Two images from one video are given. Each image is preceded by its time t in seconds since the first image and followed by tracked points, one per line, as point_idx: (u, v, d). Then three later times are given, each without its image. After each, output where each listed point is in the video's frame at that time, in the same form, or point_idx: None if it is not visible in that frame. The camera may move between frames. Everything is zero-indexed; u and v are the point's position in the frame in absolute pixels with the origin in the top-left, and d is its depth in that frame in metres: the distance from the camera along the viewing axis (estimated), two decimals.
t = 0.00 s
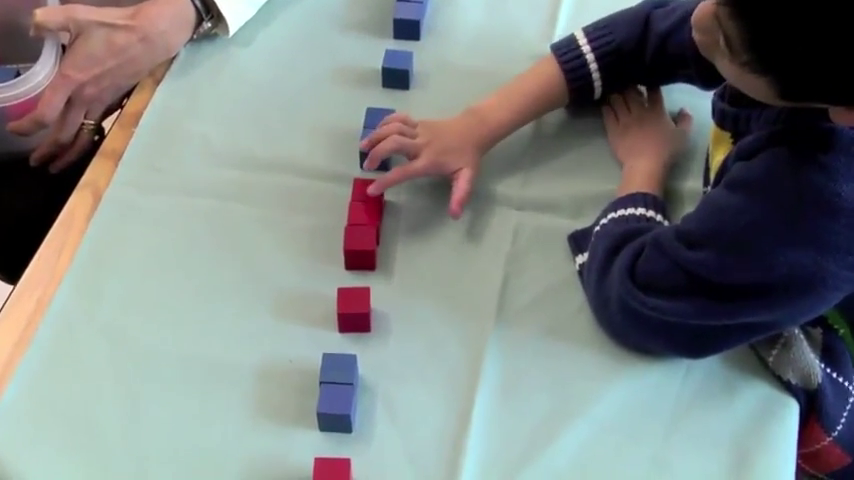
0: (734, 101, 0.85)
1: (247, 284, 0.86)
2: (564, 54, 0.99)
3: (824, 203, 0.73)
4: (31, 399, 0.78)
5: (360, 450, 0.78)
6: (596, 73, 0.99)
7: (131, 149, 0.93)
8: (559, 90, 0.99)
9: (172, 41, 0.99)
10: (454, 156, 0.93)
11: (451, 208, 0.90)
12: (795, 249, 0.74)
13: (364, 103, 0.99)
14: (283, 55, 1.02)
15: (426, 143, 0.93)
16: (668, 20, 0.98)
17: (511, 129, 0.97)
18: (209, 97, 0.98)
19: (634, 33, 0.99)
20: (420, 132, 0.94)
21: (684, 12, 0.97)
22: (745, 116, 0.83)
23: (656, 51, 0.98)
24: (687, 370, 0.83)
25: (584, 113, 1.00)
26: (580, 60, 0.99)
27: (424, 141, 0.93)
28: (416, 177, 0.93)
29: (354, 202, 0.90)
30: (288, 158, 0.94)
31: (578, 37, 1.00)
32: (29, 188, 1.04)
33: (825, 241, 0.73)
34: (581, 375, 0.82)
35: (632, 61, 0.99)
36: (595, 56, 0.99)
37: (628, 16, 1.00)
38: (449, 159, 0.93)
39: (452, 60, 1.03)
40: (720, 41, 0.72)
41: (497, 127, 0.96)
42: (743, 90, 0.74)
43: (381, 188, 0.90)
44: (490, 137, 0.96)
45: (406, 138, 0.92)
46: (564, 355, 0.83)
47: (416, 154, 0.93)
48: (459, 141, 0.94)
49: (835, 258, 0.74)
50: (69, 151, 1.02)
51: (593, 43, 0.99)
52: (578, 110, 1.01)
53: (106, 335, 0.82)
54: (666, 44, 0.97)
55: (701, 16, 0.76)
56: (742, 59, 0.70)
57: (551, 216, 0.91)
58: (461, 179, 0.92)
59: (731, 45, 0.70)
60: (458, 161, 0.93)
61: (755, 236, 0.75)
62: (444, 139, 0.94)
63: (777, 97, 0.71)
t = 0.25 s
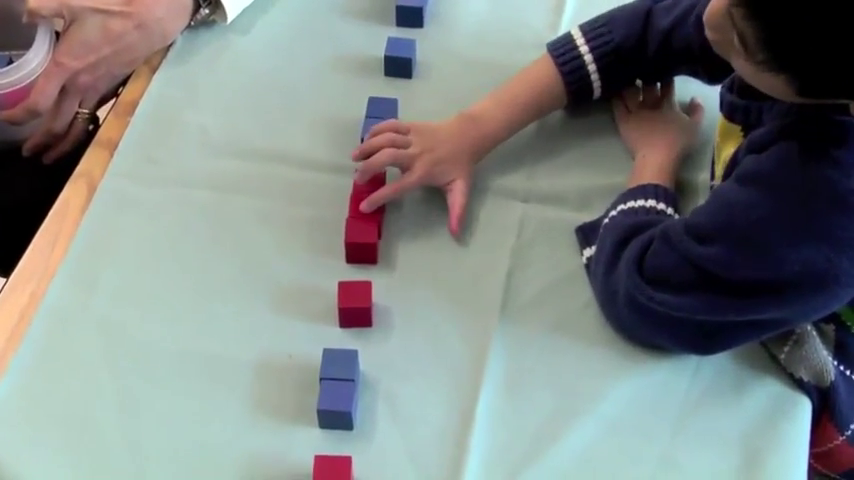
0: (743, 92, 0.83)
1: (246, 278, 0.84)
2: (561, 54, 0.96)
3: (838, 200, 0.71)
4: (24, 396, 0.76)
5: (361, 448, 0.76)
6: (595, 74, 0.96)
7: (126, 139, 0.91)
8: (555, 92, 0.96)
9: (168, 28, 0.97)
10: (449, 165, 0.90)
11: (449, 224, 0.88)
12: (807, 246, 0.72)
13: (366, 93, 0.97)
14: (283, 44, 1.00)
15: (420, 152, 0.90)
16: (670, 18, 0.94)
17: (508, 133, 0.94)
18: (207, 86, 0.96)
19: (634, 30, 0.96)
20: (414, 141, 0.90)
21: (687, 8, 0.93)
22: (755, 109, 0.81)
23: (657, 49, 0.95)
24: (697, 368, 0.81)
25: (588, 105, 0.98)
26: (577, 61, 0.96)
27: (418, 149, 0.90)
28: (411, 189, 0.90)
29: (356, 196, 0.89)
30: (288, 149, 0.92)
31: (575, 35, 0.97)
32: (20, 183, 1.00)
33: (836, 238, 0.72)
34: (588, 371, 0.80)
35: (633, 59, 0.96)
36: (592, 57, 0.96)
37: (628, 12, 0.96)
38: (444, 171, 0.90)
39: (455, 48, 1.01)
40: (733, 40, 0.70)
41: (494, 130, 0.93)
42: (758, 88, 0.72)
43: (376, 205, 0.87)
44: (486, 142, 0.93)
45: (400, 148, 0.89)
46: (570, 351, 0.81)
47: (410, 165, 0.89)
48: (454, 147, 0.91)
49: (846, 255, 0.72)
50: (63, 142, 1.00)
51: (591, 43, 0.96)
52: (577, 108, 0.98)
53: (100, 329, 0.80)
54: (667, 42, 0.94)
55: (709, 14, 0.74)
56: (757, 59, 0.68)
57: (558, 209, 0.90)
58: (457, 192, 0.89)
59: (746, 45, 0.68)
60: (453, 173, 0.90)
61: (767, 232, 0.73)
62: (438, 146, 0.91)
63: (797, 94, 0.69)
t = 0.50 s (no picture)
0: (757, 83, 0.81)
1: (245, 271, 0.82)
2: (569, 44, 0.93)
3: None
4: (15, 392, 0.74)
5: (363, 447, 0.74)
6: (604, 64, 0.94)
7: (123, 130, 0.89)
8: (561, 82, 0.93)
9: (166, 16, 0.94)
10: (453, 156, 0.88)
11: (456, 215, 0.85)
12: (821, 242, 0.70)
13: (369, 81, 0.95)
14: (285, 31, 0.98)
15: (425, 141, 0.88)
16: (680, 8, 0.92)
17: (514, 125, 0.92)
18: (205, 75, 0.94)
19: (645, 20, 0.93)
20: (420, 129, 0.88)
21: None
22: (771, 100, 0.79)
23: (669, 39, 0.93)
24: (707, 365, 0.79)
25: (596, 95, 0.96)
26: (587, 52, 0.93)
27: (423, 139, 0.87)
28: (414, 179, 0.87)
29: (357, 186, 0.87)
30: (289, 139, 0.90)
31: (584, 25, 0.94)
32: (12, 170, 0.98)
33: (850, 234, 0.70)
34: (596, 368, 0.78)
35: (643, 49, 0.93)
36: (602, 47, 0.93)
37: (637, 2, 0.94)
38: (449, 161, 0.88)
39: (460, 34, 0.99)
40: (748, 41, 0.69)
41: (500, 120, 0.91)
42: (775, 86, 0.71)
43: (381, 191, 0.84)
44: (493, 133, 0.90)
45: (406, 137, 0.87)
46: (576, 348, 0.79)
47: (415, 155, 0.87)
48: (460, 138, 0.89)
49: None
50: (57, 132, 0.97)
51: (601, 32, 0.93)
52: (582, 99, 0.96)
53: (95, 324, 0.78)
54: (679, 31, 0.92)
55: (719, 16, 0.72)
56: (776, 59, 0.66)
57: (565, 201, 0.88)
58: (463, 183, 0.87)
59: (762, 46, 0.67)
60: (459, 163, 0.88)
61: (779, 228, 0.71)
62: (443, 137, 0.88)
63: (817, 92, 0.67)
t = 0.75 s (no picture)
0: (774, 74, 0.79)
1: (243, 263, 0.80)
2: (585, 50, 0.91)
3: None
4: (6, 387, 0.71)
5: (364, 444, 0.72)
6: (623, 69, 0.91)
7: (117, 116, 0.86)
8: (578, 92, 0.91)
9: None
10: (469, 173, 0.85)
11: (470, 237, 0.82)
12: (841, 243, 0.68)
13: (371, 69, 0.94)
14: (285, 18, 0.97)
15: (440, 158, 0.84)
16: (697, 3, 0.89)
17: (532, 137, 0.89)
18: (204, 61, 0.92)
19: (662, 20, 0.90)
20: (433, 147, 0.85)
21: None
22: (789, 93, 0.78)
23: (687, 38, 0.90)
24: (719, 361, 0.77)
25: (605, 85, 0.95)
26: (603, 57, 0.91)
27: (437, 156, 0.84)
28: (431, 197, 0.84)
29: (358, 175, 0.84)
30: (289, 127, 0.88)
31: (599, 27, 0.91)
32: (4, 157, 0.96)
33: None
34: (604, 364, 0.76)
35: (662, 52, 0.91)
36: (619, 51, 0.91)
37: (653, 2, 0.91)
38: (464, 179, 0.84)
39: (464, 21, 0.98)
40: (767, 31, 0.66)
41: (517, 130, 0.88)
42: (794, 81, 0.69)
43: (389, 212, 0.81)
44: (510, 145, 0.87)
45: (419, 155, 0.84)
46: (584, 344, 0.77)
47: (429, 173, 0.84)
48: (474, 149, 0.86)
49: None
50: (48, 119, 0.94)
51: (617, 37, 0.91)
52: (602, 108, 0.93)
53: (88, 316, 0.76)
54: (697, 28, 0.89)
55: (736, 12, 0.71)
56: (797, 45, 0.64)
57: (574, 193, 0.86)
58: (477, 202, 0.84)
59: (782, 33, 0.64)
60: (474, 181, 0.85)
61: (799, 228, 0.69)
62: (458, 151, 0.85)
63: (840, 80, 0.65)
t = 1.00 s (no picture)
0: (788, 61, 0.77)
1: (240, 255, 0.77)
2: (596, 50, 0.88)
3: None
4: None
5: (365, 442, 0.69)
6: (635, 70, 0.88)
7: (110, 103, 0.84)
8: (587, 91, 0.88)
9: None
10: (466, 166, 0.81)
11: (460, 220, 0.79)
12: None
13: (372, 55, 0.91)
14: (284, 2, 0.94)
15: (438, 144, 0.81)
16: None
17: (533, 137, 0.85)
18: (200, 46, 0.89)
19: (676, 21, 0.88)
20: (436, 138, 0.81)
21: None
22: (805, 80, 0.76)
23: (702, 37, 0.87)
24: (731, 357, 0.75)
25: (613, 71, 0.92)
26: (615, 58, 0.88)
27: (435, 142, 0.81)
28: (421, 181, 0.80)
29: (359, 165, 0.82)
30: (288, 114, 0.85)
31: (610, 27, 0.88)
32: None
33: None
34: (613, 360, 0.74)
35: (675, 52, 0.88)
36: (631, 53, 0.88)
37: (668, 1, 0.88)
38: (460, 170, 0.81)
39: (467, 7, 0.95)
40: (783, 12, 0.64)
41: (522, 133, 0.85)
42: (807, 67, 0.66)
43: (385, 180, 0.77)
44: (512, 144, 0.84)
45: (417, 135, 0.80)
46: (592, 340, 0.75)
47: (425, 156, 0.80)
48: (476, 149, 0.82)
49: None
50: (39, 105, 0.91)
51: (629, 36, 0.88)
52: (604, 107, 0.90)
53: (80, 310, 0.73)
54: (713, 27, 0.87)
55: None
56: (815, 23, 0.62)
57: (582, 182, 0.84)
58: (471, 193, 0.80)
59: (799, 11, 0.62)
60: (469, 174, 0.82)
61: (816, 223, 0.67)
62: (460, 150, 0.82)
63: None
